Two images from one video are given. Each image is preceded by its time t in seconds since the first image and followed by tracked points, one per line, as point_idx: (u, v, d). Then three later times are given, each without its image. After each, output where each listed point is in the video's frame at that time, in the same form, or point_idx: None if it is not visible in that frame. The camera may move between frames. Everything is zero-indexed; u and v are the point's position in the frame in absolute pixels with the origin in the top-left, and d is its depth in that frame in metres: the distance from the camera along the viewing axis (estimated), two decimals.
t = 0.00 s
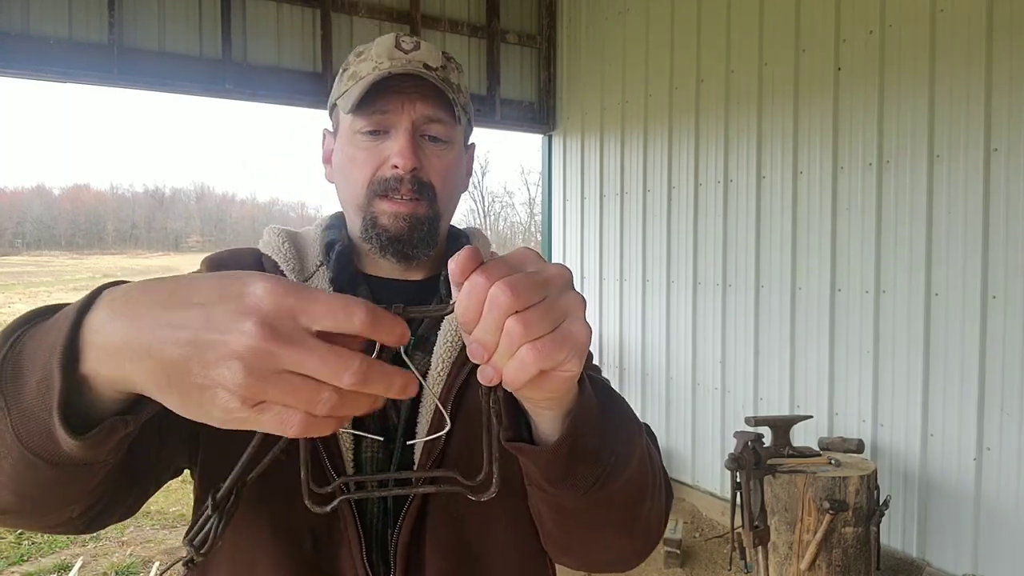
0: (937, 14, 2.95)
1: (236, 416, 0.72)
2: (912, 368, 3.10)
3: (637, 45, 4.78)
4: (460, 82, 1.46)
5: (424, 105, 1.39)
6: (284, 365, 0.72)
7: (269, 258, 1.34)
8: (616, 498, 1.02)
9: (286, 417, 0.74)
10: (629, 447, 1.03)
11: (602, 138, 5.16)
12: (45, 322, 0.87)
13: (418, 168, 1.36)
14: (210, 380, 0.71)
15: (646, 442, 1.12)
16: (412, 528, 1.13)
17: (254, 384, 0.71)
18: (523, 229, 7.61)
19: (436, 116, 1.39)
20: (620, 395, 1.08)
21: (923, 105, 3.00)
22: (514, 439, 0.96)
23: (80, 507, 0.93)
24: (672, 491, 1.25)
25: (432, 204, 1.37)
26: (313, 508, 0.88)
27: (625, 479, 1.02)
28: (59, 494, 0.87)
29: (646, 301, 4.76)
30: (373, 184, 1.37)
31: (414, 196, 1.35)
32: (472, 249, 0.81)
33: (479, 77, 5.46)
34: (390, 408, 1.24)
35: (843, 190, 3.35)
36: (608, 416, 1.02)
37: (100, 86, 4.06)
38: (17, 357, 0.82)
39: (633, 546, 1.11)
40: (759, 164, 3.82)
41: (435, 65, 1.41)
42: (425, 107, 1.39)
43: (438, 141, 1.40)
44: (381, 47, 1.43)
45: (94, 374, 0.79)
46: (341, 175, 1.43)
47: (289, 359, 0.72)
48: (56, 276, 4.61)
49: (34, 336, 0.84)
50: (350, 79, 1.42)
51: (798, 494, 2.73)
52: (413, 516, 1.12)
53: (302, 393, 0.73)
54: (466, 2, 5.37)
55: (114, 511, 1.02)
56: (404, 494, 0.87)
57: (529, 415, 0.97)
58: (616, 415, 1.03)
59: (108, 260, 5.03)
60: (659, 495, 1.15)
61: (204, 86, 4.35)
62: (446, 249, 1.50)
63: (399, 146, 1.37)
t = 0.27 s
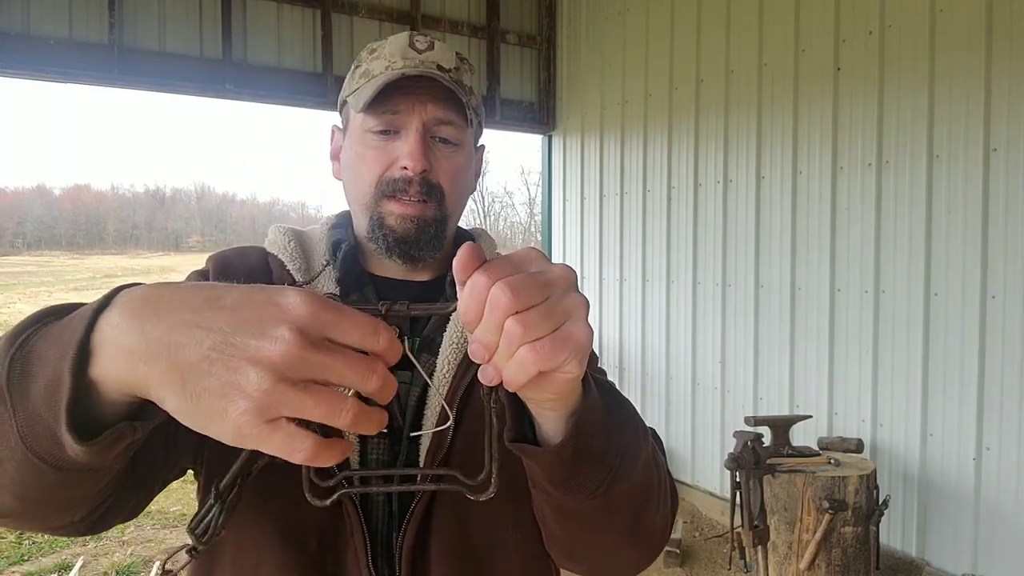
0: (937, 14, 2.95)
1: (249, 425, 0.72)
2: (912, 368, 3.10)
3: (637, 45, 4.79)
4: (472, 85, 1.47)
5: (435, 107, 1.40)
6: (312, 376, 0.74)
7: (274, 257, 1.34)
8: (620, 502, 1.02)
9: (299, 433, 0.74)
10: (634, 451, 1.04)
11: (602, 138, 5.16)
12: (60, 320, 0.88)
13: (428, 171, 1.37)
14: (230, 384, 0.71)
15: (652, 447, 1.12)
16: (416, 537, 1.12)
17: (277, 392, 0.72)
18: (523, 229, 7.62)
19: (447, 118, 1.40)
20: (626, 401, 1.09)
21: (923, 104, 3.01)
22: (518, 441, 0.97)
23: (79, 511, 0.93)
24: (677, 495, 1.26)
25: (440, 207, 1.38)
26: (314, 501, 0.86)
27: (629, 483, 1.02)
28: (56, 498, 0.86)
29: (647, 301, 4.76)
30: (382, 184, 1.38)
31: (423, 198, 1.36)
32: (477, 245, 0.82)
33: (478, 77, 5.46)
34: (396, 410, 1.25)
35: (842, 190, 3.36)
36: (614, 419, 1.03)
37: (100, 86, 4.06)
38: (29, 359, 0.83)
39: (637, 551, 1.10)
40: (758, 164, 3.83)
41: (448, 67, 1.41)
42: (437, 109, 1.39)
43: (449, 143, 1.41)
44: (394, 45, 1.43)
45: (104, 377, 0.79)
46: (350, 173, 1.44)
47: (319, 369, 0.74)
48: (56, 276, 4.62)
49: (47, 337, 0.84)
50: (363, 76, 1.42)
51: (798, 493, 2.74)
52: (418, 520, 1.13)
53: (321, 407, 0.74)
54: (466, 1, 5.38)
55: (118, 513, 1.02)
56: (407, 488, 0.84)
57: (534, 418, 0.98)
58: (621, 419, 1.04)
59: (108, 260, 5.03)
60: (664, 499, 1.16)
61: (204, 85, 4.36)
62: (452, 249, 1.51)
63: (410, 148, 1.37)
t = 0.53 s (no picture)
0: (937, 14, 2.95)
1: (212, 392, 0.67)
2: (912, 368, 3.10)
3: (637, 45, 4.79)
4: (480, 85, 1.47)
5: (443, 107, 1.40)
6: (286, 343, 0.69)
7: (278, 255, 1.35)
8: (626, 510, 1.02)
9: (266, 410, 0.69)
10: (640, 460, 1.03)
11: (602, 138, 5.16)
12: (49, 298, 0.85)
13: (433, 171, 1.37)
14: (198, 346, 0.66)
15: (657, 454, 1.12)
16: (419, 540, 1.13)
17: (250, 356, 0.67)
18: (523, 228, 7.62)
19: (454, 119, 1.40)
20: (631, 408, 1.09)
21: (923, 104, 3.01)
22: (522, 452, 0.97)
23: (71, 508, 0.93)
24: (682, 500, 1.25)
25: (445, 208, 1.38)
26: (317, 520, 0.87)
27: (635, 491, 1.02)
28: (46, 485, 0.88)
29: (647, 301, 4.76)
30: (387, 183, 1.38)
31: (427, 198, 1.36)
32: (479, 258, 0.81)
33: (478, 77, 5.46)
34: (399, 413, 1.25)
35: (842, 190, 3.36)
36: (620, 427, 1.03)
37: (100, 86, 4.06)
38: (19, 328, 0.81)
39: (644, 561, 1.09)
40: (758, 164, 3.83)
41: (457, 67, 1.42)
42: (444, 110, 1.40)
43: (456, 144, 1.41)
44: (404, 44, 1.43)
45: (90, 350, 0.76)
46: (355, 171, 1.44)
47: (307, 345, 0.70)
48: (56, 276, 4.62)
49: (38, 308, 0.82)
50: (371, 74, 1.42)
51: (798, 493, 2.74)
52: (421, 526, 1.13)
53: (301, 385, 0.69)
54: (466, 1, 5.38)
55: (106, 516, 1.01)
56: (409, 503, 0.89)
57: (538, 428, 0.98)
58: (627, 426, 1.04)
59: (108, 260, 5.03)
60: (670, 508, 1.15)
61: (204, 85, 4.36)
62: (455, 250, 1.50)
63: (416, 148, 1.38)
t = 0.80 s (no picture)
0: (937, 14, 2.95)
1: (247, 258, 0.72)
2: (912, 368, 3.10)
3: (637, 45, 4.79)
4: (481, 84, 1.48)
5: (443, 107, 1.41)
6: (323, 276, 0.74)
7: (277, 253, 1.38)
8: (625, 519, 1.02)
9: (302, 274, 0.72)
10: (640, 468, 1.03)
11: (602, 138, 5.16)
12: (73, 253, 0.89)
13: (433, 171, 1.37)
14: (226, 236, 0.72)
15: (658, 461, 1.12)
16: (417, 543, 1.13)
17: (277, 226, 0.73)
18: (523, 228, 7.63)
19: (455, 119, 1.41)
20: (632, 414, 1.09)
21: (923, 104, 3.01)
22: (520, 462, 0.97)
23: (70, 499, 0.95)
24: (682, 504, 1.26)
25: (445, 208, 1.38)
26: (314, 533, 0.85)
27: (634, 500, 1.02)
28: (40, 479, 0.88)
29: (647, 301, 4.76)
30: (387, 183, 1.38)
31: (427, 198, 1.36)
32: (478, 266, 0.82)
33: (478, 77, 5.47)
34: (398, 414, 1.25)
35: (842, 190, 3.36)
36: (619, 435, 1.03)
37: (100, 86, 4.06)
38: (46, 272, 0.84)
39: (646, 569, 1.08)
40: (758, 164, 3.83)
41: (458, 67, 1.43)
42: (445, 109, 1.40)
43: (456, 144, 1.41)
44: (405, 42, 1.44)
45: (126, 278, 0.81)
46: (355, 170, 1.44)
47: (327, 218, 0.75)
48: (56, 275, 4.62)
49: (64, 257, 0.86)
50: (372, 72, 1.42)
51: (798, 493, 2.74)
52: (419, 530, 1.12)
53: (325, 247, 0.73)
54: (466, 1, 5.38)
55: (101, 509, 1.02)
56: (408, 520, 0.86)
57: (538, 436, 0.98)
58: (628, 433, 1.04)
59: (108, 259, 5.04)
60: (670, 514, 1.15)
61: (204, 85, 4.36)
62: (455, 250, 1.50)
63: (417, 147, 1.38)
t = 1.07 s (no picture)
0: (937, 14, 2.95)
1: (293, 241, 0.82)
2: (912, 368, 3.10)
3: (637, 45, 4.79)
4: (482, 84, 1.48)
5: (444, 107, 1.40)
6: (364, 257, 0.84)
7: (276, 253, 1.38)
8: (626, 521, 1.02)
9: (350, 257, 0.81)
10: (641, 469, 1.04)
11: (602, 138, 5.16)
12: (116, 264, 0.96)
13: (433, 171, 1.37)
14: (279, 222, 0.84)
15: (658, 463, 1.13)
16: (415, 544, 1.13)
17: (333, 223, 0.85)
18: (523, 228, 7.64)
19: (455, 118, 1.41)
20: (633, 415, 1.10)
21: (923, 105, 3.01)
22: (519, 459, 0.97)
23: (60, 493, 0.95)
24: (682, 509, 1.26)
25: (445, 208, 1.39)
26: (310, 529, 0.86)
27: (635, 502, 1.02)
28: (44, 474, 0.91)
29: (647, 301, 4.76)
30: (388, 182, 1.38)
31: (427, 198, 1.36)
32: (479, 260, 0.83)
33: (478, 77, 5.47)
34: (396, 414, 1.25)
35: (842, 191, 3.36)
36: (619, 436, 1.04)
37: (99, 87, 4.06)
38: (91, 278, 0.91)
39: (644, 571, 1.08)
40: (758, 164, 3.83)
41: (460, 66, 1.42)
42: (446, 108, 1.40)
43: (456, 144, 1.42)
44: (406, 41, 1.43)
45: (169, 283, 0.89)
46: (355, 169, 1.44)
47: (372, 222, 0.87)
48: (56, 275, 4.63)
49: (100, 268, 0.92)
50: (373, 71, 1.42)
51: (798, 493, 2.74)
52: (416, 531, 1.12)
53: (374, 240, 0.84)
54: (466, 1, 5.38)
55: (94, 505, 1.03)
56: (405, 516, 0.87)
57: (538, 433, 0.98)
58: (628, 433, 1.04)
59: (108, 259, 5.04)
60: (670, 517, 1.15)
61: (204, 85, 4.36)
62: (455, 249, 1.51)
63: (417, 147, 1.38)
